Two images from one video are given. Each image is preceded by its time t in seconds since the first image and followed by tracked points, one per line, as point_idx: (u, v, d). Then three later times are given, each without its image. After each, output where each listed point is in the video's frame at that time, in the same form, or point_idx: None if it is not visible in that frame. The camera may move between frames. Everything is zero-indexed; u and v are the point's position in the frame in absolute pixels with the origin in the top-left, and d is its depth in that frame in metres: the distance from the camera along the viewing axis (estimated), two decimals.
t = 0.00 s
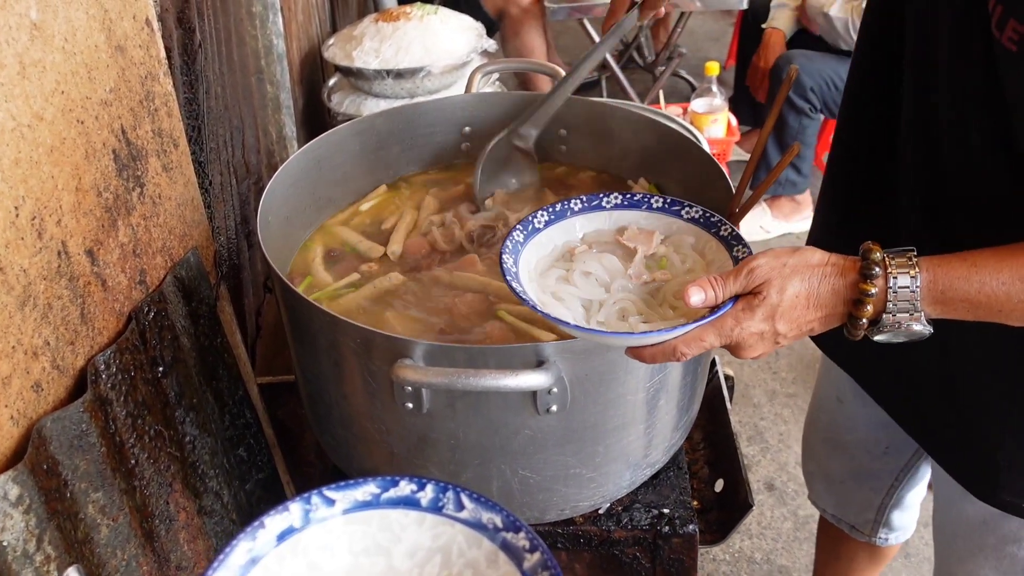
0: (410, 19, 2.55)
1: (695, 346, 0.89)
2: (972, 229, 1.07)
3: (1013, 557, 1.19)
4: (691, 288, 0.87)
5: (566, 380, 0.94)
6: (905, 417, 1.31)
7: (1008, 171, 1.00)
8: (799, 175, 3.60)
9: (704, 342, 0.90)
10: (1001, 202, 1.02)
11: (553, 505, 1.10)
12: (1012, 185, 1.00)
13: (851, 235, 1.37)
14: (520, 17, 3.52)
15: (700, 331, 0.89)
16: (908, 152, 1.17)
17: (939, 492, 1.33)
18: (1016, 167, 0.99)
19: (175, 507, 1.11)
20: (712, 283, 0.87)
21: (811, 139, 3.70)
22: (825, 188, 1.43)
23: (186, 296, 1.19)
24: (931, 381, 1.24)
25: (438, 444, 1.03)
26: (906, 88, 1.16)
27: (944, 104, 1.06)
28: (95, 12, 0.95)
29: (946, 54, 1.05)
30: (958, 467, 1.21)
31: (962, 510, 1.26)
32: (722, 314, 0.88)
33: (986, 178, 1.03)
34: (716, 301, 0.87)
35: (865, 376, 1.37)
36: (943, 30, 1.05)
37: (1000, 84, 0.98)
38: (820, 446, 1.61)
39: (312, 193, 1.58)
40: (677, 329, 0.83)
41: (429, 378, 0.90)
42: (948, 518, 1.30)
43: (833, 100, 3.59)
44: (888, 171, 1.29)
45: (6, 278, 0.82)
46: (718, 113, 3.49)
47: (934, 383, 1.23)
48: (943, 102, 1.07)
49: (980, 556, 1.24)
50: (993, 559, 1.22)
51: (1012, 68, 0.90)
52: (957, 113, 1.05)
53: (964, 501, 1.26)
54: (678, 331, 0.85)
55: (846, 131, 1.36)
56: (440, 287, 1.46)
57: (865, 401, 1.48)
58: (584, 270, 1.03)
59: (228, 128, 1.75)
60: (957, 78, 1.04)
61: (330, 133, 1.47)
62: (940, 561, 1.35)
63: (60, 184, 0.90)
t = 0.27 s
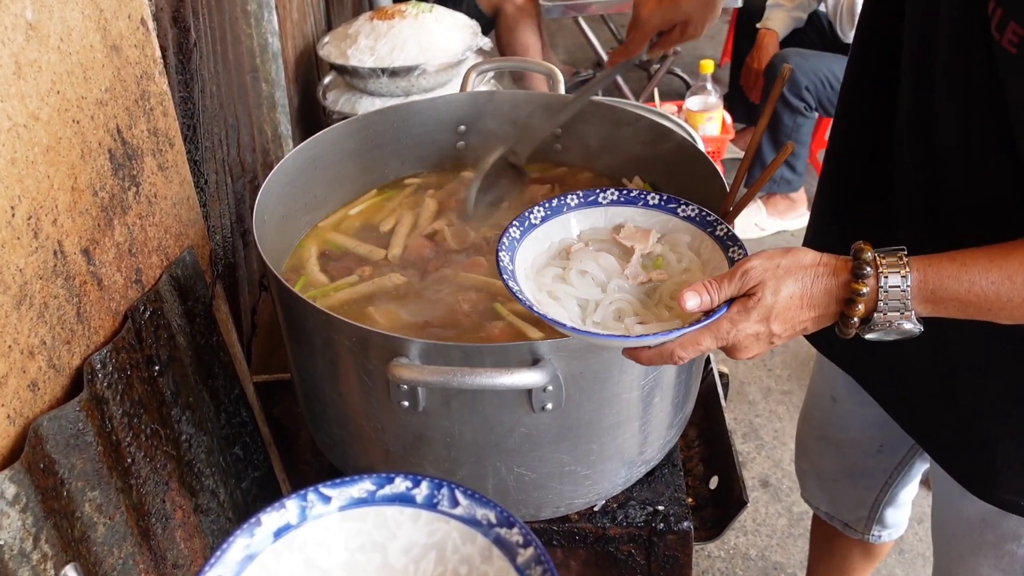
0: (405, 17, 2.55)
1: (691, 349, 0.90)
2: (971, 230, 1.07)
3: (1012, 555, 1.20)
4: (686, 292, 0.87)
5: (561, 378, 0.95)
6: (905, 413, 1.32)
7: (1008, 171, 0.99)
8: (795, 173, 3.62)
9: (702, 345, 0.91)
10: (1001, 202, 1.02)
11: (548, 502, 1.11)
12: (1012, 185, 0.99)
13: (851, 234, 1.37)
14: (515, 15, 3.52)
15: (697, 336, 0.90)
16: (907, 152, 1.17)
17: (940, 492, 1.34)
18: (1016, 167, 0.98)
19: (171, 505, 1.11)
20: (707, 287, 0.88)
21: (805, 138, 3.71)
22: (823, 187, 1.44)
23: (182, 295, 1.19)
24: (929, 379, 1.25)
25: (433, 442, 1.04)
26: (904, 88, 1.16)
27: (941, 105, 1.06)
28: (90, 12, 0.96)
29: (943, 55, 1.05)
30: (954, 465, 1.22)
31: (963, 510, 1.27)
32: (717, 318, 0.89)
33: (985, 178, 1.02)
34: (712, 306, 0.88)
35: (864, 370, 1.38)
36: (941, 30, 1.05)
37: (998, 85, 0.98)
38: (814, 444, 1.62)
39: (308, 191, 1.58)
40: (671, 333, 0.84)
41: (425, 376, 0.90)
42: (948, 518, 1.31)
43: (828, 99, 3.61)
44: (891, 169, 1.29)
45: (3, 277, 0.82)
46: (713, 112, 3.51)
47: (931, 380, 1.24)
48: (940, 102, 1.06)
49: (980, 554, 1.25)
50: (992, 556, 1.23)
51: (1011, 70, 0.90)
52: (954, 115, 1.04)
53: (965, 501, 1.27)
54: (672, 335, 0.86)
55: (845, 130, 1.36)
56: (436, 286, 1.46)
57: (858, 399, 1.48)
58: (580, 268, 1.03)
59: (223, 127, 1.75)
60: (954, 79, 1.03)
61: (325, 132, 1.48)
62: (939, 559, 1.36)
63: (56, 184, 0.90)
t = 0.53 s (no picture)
0: (403, 15, 2.55)
1: (687, 344, 0.90)
2: (955, 224, 1.07)
3: (993, 548, 1.21)
4: (680, 289, 0.89)
5: (557, 374, 0.96)
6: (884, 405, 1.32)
7: (997, 168, 0.99)
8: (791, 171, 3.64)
9: (696, 340, 0.90)
10: (988, 199, 1.02)
11: (544, 497, 1.12)
12: (1001, 181, 0.99)
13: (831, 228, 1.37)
14: (512, 13, 3.53)
15: (692, 330, 0.90)
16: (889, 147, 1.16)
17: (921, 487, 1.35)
18: (1005, 164, 0.98)
19: (170, 501, 1.11)
20: (701, 284, 0.89)
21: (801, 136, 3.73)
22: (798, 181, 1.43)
23: (180, 292, 1.20)
24: (904, 372, 1.25)
25: (431, 437, 1.05)
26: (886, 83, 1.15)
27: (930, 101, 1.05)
28: (89, 10, 0.96)
29: (934, 51, 1.03)
30: (935, 457, 1.23)
31: (944, 504, 1.28)
32: (712, 314, 0.90)
33: (972, 174, 1.02)
34: (706, 301, 0.89)
35: (844, 361, 1.38)
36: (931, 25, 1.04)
37: (992, 80, 0.97)
38: (800, 439, 1.63)
39: (306, 189, 1.58)
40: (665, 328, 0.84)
41: (422, 372, 0.91)
42: (930, 514, 1.32)
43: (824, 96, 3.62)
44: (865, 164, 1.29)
45: (2, 274, 0.82)
46: (710, 110, 3.52)
47: (906, 375, 1.25)
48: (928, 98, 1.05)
49: (961, 546, 1.26)
50: (975, 549, 1.24)
51: (1006, 63, 0.90)
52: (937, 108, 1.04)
53: (946, 495, 1.28)
54: (667, 331, 0.86)
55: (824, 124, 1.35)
56: (432, 283, 1.47)
57: (839, 393, 1.49)
58: (577, 265, 1.04)
59: (221, 124, 1.76)
60: (946, 74, 1.02)
61: (323, 130, 1.48)
62: (921, 553, 1.37)
63: (55, 181, 0.90)
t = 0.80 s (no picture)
0: (404, 14, 2.56)
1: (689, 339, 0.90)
2: (945, 222, 1.08)
3: (967, 535, 1.22)
4: (680, 284, 0.89)
5: (561, 371, 0.96)
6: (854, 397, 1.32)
7: (989, 165, 1.00)
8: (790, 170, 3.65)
9: (697, 335, 0.91)
10: (980, 196, 1.02)
11: (548, 494, 1.12)
12: (994, 179, 1.00)
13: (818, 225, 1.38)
14: (513, 12, 3.54)
15: (693, 324, 0.90)
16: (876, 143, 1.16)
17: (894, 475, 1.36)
18: (998, 161, 0.99)
19: (175, 497, 1.12)
20: (701, 279, 0.90)
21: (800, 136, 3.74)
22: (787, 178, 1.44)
23: (185, 289, 1.21)
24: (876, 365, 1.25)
25: (435, 435, 1.05)
26: (875, 80, 1.15)
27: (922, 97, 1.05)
28: (96, 9, 0.97)
29: (927, 48, 1.04)
30: (906, 445, 1.23)
31: (916, 493, 1.29)
32: (712, 308, 0.91)
33: (963, 172, 1.03)
34: (706, 296, 0.90)
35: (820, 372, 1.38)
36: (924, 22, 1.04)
37: (986, 78, 0.97)
38: (791, 433, 1.64)
39: (309, 188, 1.59)
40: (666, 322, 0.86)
41: (427, 369, 0.92)
42: (903, 502, 1.33)
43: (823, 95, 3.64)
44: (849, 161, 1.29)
45: (11, 271, 0.83)
46: (710, 109, 3.53)
47: (875, 366, 1.25)
48: (920, 95, 1.06)
49: (935, 533, 1.27)
50: (950, 536, 1.25)
51: (1003, 58, 0.90)
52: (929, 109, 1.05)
53: (919, 485, 1.28)
54: (667, 325, 0.87)
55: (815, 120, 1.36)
56: (434, 281, 1.47)
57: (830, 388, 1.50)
58: (580, 264, 1.05)
59: (224, 123, 1.76)
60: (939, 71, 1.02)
61: (327, 128, 1.49)
62: (896, 541, 1.38)
63: (62, 179, 0.91)
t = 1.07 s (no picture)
0: (409, 12, 2.56)
1: (703, 335, 0.92)
2: (954, 221, 1.08)
3: (979, 529, 1.22)
4: (696, 282, 0.90)
5: (576, 367, 0.97)
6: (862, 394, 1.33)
7: (999, 163, 1.01)
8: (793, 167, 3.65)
9: (713, 332, 0.93)
10: (990, 193, 1.03)
11: (561, 489, 1.13)
12: (1003, 177, 1.01)
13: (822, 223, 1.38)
14: (515, 11, 3.54)
15: (708, 321, 0.92)
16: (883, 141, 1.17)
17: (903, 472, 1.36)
18: (1008, 158, 1.00)
19: (191, 493, 1.13)
20: (717, 276, 0.90)
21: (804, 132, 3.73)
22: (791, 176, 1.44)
23: (198, 287, 1.21)
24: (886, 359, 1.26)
25: (449, 431, 1.06)
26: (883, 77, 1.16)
27: (932, 95, 1.06)
28: (111, 8, 0.97)
29: (938, 46, 1.04)
30: (916, 443, 1.24)
31: (928, 488, 1.29)
32: (728, 306, 0.91)
33: (973, 169, 1.04)
34: (722, 292, 0.90)
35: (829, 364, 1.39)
36: (936, 20, 1.04)
37: (998, 74, 0.98)
38: (799, 430, 1.64)
39: (319, 186, 1.59)
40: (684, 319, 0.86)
41: (444, 365, 0.93)
42: (914, 498, 1.33)
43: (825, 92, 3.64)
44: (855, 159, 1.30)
45: (31, 269, 0.84)
46: (714, 106, 3.53)
47: (886, 362, 1.26)
48: (931, 93, 1.06)
49: (946, 527, 1.28)
50: (960, 531, 1.25)
51: None
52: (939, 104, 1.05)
53: (931, 480, 1.28)
54: (684, 322, 0.87)
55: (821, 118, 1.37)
56: (443, 279, 1.48)
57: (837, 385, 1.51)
58: (594, 261, 1.05)
59: (232, 121, 1.77)
60: (952, 69, 1.03)
61: (337, 126, 1.49)
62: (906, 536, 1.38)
63: (80, 177, 0.92)
